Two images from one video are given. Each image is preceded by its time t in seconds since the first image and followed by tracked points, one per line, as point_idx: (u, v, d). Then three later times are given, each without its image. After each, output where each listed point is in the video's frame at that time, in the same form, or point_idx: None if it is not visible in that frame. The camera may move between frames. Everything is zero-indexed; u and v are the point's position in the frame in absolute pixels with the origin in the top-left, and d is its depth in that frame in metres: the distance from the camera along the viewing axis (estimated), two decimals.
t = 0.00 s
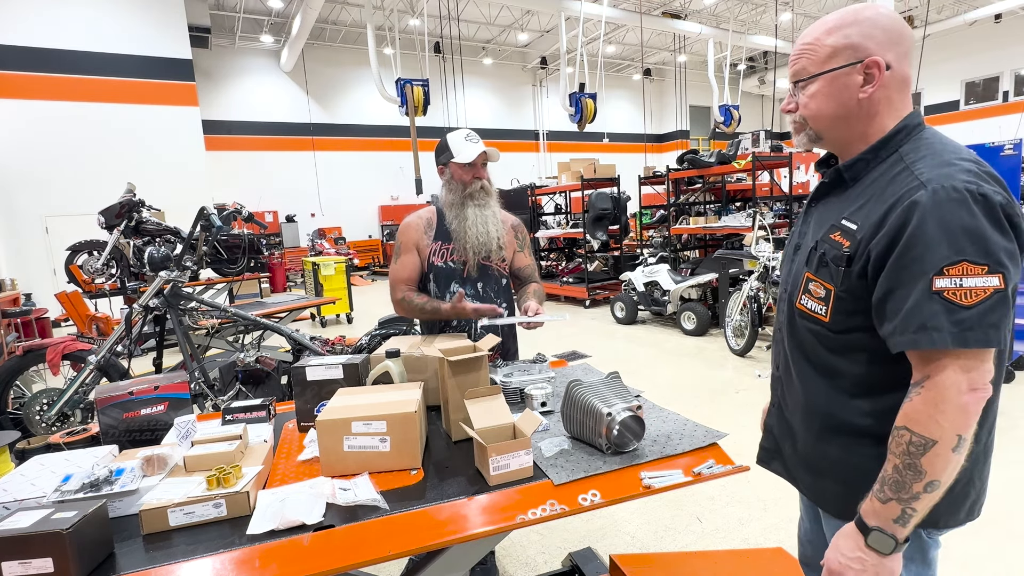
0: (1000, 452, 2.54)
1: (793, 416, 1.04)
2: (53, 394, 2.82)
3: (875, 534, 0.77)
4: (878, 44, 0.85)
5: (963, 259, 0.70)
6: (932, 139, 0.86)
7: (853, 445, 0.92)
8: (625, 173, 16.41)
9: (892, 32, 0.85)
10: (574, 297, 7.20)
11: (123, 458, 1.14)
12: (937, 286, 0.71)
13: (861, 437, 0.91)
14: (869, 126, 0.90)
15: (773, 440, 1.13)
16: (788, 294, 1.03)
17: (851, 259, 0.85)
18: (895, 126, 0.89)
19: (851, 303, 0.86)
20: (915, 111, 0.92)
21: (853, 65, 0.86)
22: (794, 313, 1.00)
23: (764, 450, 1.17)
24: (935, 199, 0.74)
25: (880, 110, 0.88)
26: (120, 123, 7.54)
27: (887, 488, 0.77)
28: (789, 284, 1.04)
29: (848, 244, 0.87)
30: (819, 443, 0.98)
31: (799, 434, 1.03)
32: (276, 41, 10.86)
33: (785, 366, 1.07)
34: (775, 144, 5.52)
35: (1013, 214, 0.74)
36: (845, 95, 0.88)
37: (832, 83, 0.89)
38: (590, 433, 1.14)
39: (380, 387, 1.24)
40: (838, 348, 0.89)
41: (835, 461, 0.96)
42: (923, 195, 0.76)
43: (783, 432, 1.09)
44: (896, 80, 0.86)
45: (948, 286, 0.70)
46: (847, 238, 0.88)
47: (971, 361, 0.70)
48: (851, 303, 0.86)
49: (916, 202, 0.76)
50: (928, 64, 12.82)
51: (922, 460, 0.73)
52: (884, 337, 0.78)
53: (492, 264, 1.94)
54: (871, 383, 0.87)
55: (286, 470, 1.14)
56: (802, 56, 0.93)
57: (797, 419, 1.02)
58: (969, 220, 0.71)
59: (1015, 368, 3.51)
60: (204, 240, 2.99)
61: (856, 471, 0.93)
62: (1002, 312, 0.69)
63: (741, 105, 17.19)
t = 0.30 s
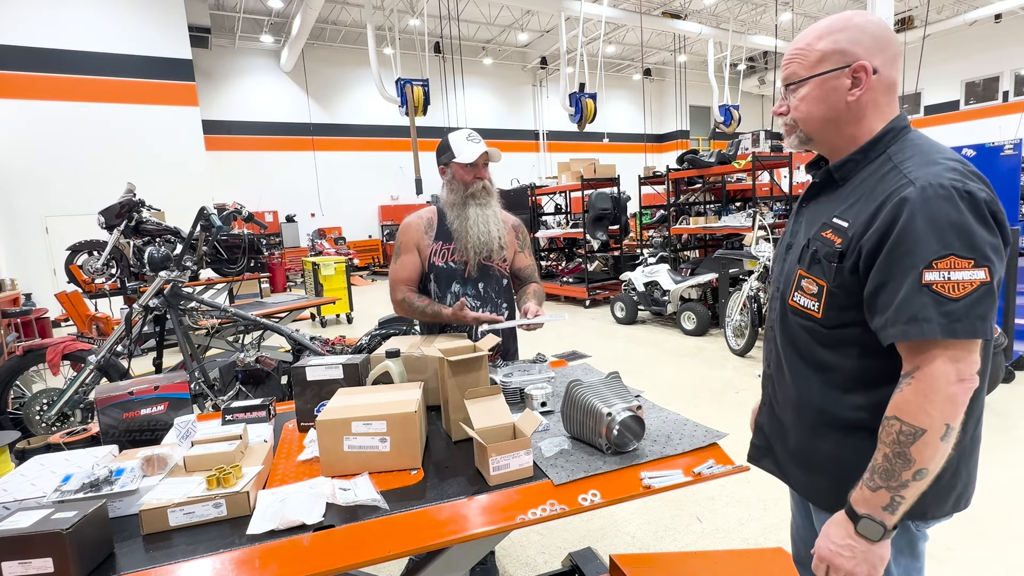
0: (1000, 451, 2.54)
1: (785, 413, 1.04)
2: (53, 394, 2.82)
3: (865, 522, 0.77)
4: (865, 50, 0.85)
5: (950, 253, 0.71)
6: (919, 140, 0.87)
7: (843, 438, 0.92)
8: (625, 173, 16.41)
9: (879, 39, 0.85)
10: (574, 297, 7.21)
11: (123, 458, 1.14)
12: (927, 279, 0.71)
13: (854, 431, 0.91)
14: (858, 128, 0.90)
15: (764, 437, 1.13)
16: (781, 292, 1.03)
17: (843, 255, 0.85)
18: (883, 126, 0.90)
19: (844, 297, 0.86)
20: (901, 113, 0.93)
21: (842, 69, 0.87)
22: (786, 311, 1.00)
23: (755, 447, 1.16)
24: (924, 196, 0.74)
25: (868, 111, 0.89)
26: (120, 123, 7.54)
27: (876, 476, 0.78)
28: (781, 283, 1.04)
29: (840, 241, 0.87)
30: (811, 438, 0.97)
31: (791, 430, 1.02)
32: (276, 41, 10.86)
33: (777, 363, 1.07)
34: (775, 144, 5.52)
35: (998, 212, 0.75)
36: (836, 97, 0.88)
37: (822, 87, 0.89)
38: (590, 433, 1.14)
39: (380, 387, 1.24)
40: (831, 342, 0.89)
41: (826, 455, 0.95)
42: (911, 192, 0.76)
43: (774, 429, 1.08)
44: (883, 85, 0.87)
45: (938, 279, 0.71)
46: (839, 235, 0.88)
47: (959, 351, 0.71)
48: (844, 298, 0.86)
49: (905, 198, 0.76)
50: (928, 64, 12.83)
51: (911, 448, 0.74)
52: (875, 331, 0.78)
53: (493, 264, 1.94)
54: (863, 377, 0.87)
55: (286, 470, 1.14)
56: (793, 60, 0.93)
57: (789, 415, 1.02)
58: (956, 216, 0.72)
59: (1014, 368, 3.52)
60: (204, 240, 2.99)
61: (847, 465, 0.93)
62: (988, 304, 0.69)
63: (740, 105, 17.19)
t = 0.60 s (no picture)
0: (1001, 450, 2.54)
1: (774, 407, 1.04)
2: (53, 394, 2.82)
3: (856, 508, 0.77)
4: (852, 55, 0.85)
5: (941, 244, 0.72)
6: (906, 139, 0.88)
7: (835, 430, 0.92)
8: (625, 173, 16.40)
9: (863, 46, 0.86)
10: (575, 297, 7.20)
11: (123, 458, 1.14)
12: (919, 269, 0.72)
13: (845, 424, 0.91)
14: (848, 129, 0.91)
15: (753, 433, 1.12)
16: (772, 288, 1.03)
17: (836, 248, 0.86)
18: (872, 127, 0.91)
19: (837, 289, 0.86)
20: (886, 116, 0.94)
21: (830, 73, 0.87)
22: (778, 306, 1.00)
23: (745, 443, 1.16)
24: (914, 189, 0.76)
25: (857, 113, 0.89)
26: (120, 123, 7.54)
27: (867, 462, 0.78)
28: (772, 279, 1.04)
29: (833, 235, 0.87)
30: (802, 431, 0.97)
31: (781, 423, 1.02)
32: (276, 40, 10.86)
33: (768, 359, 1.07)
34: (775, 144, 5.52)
35: (983, 207, 0.77)
36: (827, 101, 0.89)
37: (811, 91, 0.89)
38: (590, 433, 1.14)
39: (380, 387, 1.24)
40: (822, 334, 0.90)
41: (817, 447, 0.96)
42: (903, 185, 0.77)
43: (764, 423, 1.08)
44: (870, 88, 0.87)
45: (930, 269, 0.72)
46: (831, 230, 0.88)
47: (950, 338, 0.72)
48: (838, 290, 0.86)
49: (896, 192, 0.77)
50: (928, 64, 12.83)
51: (903, 434, 0.74)
52: (867, 321, 0.78)
53: (493, 265, 1.94)
54: (856, 368, 0.87)
55: (286, 470, 1.14)
56: (783, 64, 0.92)
57: (779, 409, 1.02)
58: (946, 208, 0.73)
59: (1015, 368, 3.52)
60: (204, 240, 2.99)
61: (839, 456, 0.93)
62: (977, 292, 0.71)
63: (740, 105, 17.18)
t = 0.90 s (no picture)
0: (1001, 451, 2.54)
1: (775, 406, 1.03)
2: (53, 394, 2.82)
3: (862, 496, 0.76)
4: (833, 59, 0.88)
5: (935, 234, 0.73)
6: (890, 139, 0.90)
7: (840, 425, 0.92)
8: (625, 173, 16.41)
9: (838, 50, 0.89)
10: (574, 297, 7.20)
11: (123, 458, 1.14)
12: (916, 258, 0.73)
13: (848, 418, 0.91)
14: (835, 131, 0.92)
15: (754, 434, 1.12)
16: (769, 287, 1.03)
17: (833, 243, 0.86)
18: (857, 129, 0.93)
19: (837, 284, 0.87)
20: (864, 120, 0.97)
21: (817, 76, 0.88)
22: (776, 305, 1.00)
23: (745, 444, 1.14)
24: (907, 182, 0.77)
25: (842, 115, 0.91)
26: (120, 123, 7.54)
27: (872, 451, 0.77)
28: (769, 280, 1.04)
29: (828, 231, 0.88)
30: (804, 428, 0.97)
31: (783, 421, 1.01)
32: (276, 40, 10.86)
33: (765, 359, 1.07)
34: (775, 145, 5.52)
35: (970, 199, 0.79)
36: (815, 103, 0.89)
37: (801, 95, 0.89)
38: (590, 433, 1.14)
39: (380, 387, 1.24)
40: (821, 329, 0.90)
41: (822, 443, 0.95)
42: (896, 179, 0.78)
43: (765, 421, 1.07)
44: (851, 90, 0.90)
45: (927, 258, 0.72)
46: (826, 227, 0.89)
47: (947, 325, 0.72)
48: (836, 284, 0.87)
49: (890, 186, 0.78)
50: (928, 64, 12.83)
51: (907, 421, 0.74)
52: (868, 313, 0.79)
53: (492, 264, 1.94)
54: (857, 363, 0.88)
55: (286, 470, 1.14)
56: (766, 73, 0.92)
57: (780, 406, 1.01)
58: (937, 200, 0.75)
59: (1015, 368, 3.52)
60: (204, 240, 2.99)
61: (844, 450, 0.92)
62: (972, 280, 0.72)
63: (740, 105, 17.18)
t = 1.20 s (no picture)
0: (1002, 451, 2.54)
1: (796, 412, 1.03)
2: (53, 394, 2.83)
3: (882, 485, 0.76)
4: (802, 72, 0.91)
5: (931, 223, 0.75)
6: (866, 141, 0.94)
7: (863, 419, 0.92)
8: (625, 173, 16.41)
9: (810, 60, 0.93)
10: (574, 297, 7.20)
11: (123, 458, 1.14)
12: (917, 249, 0.74)
13: (869, 412, 0.91)
14: (815, 137, 0.94)
15: (785, 446, 1.09)
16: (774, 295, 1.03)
17: (835, 243, 0.87)
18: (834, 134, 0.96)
19: (844, 282, 0.87)
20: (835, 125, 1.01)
21: (791, 89, 0.90)
22: (783, 312, 1.00)
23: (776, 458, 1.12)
24: (898, 176, 0.79)
25: (819, 122, 0.93)
26: (120, 123, 7.54)
27: (889, 439, 0.77)
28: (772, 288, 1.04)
29: (828, 232, 0.89)
30: (831, 432, 0.96)
31: (809, 428, 1.00)
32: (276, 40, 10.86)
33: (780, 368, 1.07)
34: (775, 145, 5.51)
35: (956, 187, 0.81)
36: (794, 115, 0.92)
37: (779, 108, 0.91)
38: (590, 433, 1.14)
39: (380, 387, 1.24)
40: (833, 329, 0.90)
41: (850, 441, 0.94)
42: (885, 174, 0.81)
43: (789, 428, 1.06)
44: (822, 99, 0.93)
45: (926, 247, 0.74)
46: (824, 229, 0.90)
47: (953, 310, 0.73)
48: (845, 283, 0.87)
49: (881, 181, 0.81)
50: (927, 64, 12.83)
51: (922, 407, 0.74)
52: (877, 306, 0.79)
53: (489, 262, 1.94)
54: (873, 359, 0.88)
55: (286, 470, 1.14)
56: (741, 89, 0.94)
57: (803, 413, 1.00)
58: (929, 190, 0.77)
59: (1015, 368, 3.52)
60: (204, 240, 2.99)
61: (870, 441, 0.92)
62: (972, 263, 0.73)
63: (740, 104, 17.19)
